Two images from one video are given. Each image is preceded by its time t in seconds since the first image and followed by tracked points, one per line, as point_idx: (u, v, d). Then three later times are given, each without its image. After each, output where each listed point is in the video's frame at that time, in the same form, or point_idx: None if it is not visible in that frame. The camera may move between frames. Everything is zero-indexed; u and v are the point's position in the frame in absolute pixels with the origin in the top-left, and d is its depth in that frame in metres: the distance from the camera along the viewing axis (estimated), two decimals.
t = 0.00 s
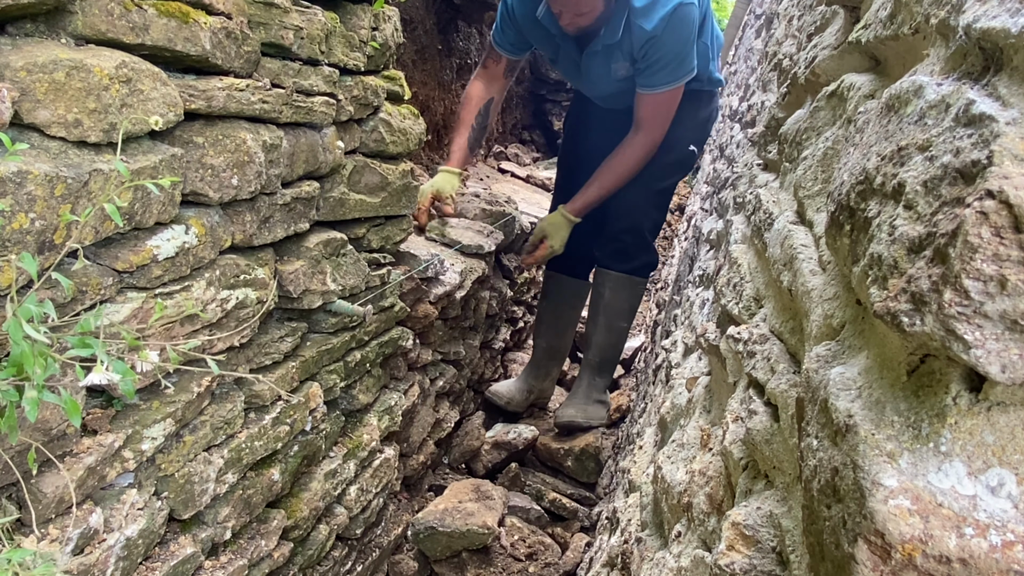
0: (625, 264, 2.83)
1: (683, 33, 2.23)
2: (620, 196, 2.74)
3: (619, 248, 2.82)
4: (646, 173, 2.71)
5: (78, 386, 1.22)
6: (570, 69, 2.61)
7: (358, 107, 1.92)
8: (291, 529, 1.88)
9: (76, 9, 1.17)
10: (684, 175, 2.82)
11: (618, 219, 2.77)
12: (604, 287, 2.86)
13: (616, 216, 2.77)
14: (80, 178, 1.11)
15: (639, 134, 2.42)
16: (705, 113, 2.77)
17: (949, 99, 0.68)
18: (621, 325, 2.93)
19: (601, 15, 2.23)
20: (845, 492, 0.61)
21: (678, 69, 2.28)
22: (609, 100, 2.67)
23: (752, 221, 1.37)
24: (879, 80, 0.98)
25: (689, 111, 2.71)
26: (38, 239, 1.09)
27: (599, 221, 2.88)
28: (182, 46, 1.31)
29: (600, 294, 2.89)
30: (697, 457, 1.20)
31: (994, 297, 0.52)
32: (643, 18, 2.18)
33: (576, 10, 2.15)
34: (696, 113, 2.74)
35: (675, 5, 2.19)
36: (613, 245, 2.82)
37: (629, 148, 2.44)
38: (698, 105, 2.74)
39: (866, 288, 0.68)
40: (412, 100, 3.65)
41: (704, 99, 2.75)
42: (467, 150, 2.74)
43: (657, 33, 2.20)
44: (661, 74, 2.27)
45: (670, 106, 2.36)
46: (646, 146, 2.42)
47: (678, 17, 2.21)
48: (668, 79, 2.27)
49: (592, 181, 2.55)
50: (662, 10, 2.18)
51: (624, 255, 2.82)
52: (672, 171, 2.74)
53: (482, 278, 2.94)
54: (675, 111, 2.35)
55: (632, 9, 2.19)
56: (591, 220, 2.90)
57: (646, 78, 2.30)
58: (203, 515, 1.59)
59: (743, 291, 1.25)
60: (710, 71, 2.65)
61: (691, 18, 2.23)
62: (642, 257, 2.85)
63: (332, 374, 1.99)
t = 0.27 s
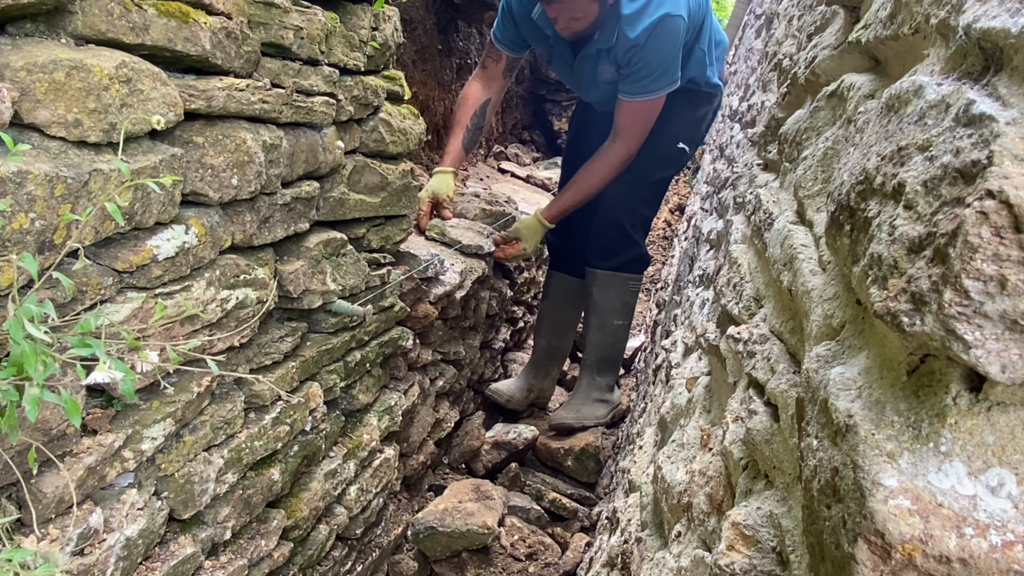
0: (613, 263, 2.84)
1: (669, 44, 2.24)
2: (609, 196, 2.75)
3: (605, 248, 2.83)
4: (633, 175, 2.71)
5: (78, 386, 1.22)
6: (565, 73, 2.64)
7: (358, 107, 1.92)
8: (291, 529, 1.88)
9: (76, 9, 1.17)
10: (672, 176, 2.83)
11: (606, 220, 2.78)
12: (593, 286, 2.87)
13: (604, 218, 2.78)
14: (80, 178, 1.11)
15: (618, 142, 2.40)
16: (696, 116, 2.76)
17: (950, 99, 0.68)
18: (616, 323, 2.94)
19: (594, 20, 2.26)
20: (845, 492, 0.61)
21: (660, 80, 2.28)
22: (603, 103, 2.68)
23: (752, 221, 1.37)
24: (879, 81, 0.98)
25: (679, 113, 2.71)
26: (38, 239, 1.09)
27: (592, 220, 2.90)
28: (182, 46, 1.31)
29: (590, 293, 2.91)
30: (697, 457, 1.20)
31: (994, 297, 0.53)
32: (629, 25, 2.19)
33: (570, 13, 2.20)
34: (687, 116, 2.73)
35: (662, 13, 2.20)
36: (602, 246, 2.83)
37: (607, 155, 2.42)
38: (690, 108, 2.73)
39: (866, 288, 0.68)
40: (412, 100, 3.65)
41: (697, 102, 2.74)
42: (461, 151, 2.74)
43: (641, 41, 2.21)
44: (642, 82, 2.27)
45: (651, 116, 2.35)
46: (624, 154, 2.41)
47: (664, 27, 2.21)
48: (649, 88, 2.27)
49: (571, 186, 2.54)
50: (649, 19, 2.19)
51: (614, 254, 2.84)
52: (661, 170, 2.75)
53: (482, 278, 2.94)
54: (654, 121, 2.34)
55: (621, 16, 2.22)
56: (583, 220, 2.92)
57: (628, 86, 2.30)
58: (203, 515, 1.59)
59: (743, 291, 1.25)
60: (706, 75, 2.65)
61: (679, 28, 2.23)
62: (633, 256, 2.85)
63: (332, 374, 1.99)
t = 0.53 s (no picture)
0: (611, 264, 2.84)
1: (665, 43, 2.24)
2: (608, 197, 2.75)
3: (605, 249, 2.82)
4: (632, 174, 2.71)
5: (78, 386, 1.22)
6: (564, 72, 2.64)
7: (358, 107, 1.92)
8: (291, 529, 1.88)
9: (76, 9, 1.17)
10: (673, 177, 2.83)
11: (606, 220, 2.78)
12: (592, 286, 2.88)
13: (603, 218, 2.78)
14: (80, 178, 1.11)
15: (617, 142, 2.40)
16: (696, 116, 2.76)
17: (949, 99, 0.68)
18: (615, 322, 2.93)
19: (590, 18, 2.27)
20: (845, 492, 0.61)
21: (657, 79, 2.28)
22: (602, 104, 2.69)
23: (752, 221, 1.37)
24: (879, 80, 0.98)
25: (679, 113, 2.71)
26: (38, 239, 1.09)
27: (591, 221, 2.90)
28: (182, 46, 1.31)
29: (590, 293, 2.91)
30: (697, 457, 1.20)
31: (994, 297, 0.53)
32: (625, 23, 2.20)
33: (567, 10, 2.20)
34: (687, 116, 2.73)
35: (657, 12, 2.20)
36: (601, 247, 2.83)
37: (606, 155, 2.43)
38: (690, 108, 2.73)
39: (865, 288, 0.68)
40: (412, 100, 3.65)
41: (697, 102, 2.74)
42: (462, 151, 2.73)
43: (637, 40, 2.21)
44: (638, 82, 2.27)
45: (649, 116, 2.35)
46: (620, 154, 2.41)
47: (659, 26, 2.21)
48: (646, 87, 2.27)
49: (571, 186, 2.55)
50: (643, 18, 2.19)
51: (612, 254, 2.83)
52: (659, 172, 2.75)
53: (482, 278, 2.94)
54: (651, 122, 2.34)
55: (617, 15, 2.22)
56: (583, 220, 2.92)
57: (624, 85, 2.30)
58: (202, 515, 1.59)
59: (743, 291, 1.25)
60: (706, 75, 2.65)
61: (675, 27, 2.23)
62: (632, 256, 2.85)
63: (332, 374, 1.99)
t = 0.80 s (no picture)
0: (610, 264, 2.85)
1: (665, 46, 2.24)
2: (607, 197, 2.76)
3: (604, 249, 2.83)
4: (631, 175, 2.72)
5: (78, 386, 1.22)
6: (563, 73, 2.65)
7: (358, 107, 1.92)
8: (291, 529, 1.88)
9: (76, 9, 1.17)
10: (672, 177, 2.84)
11: (605, 220, 2.78)
12: (591, 286, 2.88)
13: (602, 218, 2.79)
14: (80, 178, 1.11)
15: (615, 143, 2.42)
16: (695, 116, 2.77)
17: (949, 99, 0.68)
18: (615, 323, 2.93)
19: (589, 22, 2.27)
20: (845, 492, 0.61)
21: (655, 83, 2.28)
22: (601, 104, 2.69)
23: (752, 221, 1.37)
24: (879, 80, 0.98)
25: (678, 114, 2.72)
26: (38, 239, 1.09)
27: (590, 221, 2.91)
28: (182, 46, 1.31)
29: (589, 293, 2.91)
30: (697, 457, 1.20)
31: (994, 297, 0.53)
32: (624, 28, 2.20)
33: (566, 14, 2.19)
34: (686, 117, 2.74)
35: (656, 17, 2.20)
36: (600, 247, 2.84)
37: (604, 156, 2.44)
38: (688, 109, 2.73)
39: (866, 288, 0.68)
40: (412, 100, 3.65)
41: (696, 102, 2.75)
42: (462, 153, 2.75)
43: (635, 44, 2.21)
44: (637, 84, 2.28)
45: (648, 119, 2.36)
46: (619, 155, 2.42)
47: (658, 30, 2.21)
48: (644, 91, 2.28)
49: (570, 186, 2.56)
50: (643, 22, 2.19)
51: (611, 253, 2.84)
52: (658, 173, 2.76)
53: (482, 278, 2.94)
54: (650, 123, 2.35)
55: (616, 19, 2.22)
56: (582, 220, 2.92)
57: (623, 89, 2.31)
58: (202, 515, 1.59)
59: (743, 291, 1.25)
60: (705, 76, 2.66)
61: (673, 31, 2.23)
62: (631, 256, 2.86)
63: (332, 374, 1.99)
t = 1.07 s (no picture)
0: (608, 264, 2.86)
1: (664, 49, 2.23)
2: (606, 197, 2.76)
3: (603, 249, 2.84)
4: (630, 175, 2.72)
5: (78, 386, 1.22)
6: (562, 75, 2.65)
7: (358, 107, 1.92)
8: (291, 529, 1.88)
9: (76, 9, 1.17)
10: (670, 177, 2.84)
11: (603, 221, 2.79)
12: (589, 287, 2.89)
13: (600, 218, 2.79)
14: (80, 178, 1.11)
15: (615, 144, 2.42)
16: (694, 116, 2.77)
17: (949, 99, 0.68)
18: (613, 323, 2.93)
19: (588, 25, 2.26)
20: (845, 492, 0.61)
21: (655, 85, 2.29)
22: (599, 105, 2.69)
23: (752, 221, 1.37)
24: (879, 80, 0.98)
25: (677, 114, 2.72)
26: (38, 239, 1.09)
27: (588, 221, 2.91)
28: (182, 46, 1.31)
29: (587, 294, 2.92)
30: (697, 457, 1.20)
31: (994, 297, 0.53)
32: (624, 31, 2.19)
33: (567, 19, 2.18)
34: (684, 117, 2.74)
35: (656, 20, 2.19)
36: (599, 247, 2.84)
37: (604, 157, 2.44)
38: (687, 109, 2.74)
39: (866, 288, 0.68)
40: (412, 100, 3.65)
41: (694, 103, 2.75)
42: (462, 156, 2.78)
43: (635, 47, 2.21)
44: (636, 86, 2.28)
45: (647, 120, 2.37)
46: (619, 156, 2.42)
47: (658, 34, 2.21)
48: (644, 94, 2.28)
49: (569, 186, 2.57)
50: (642, 25, 2.18)
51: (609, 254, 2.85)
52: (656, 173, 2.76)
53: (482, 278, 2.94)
54: (649, 124, 2.36)
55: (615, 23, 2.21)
56: (580, 219, 2.93)
57: (623, 92, 2.31)
58: (202, 515, 1.59)
59: (743, 291, 1.25)
60: (703, 76, 2.66)
61: (672, 34, 2.23)
62: (630, 257, 2.86)
63: (332, 374, 1.99)
